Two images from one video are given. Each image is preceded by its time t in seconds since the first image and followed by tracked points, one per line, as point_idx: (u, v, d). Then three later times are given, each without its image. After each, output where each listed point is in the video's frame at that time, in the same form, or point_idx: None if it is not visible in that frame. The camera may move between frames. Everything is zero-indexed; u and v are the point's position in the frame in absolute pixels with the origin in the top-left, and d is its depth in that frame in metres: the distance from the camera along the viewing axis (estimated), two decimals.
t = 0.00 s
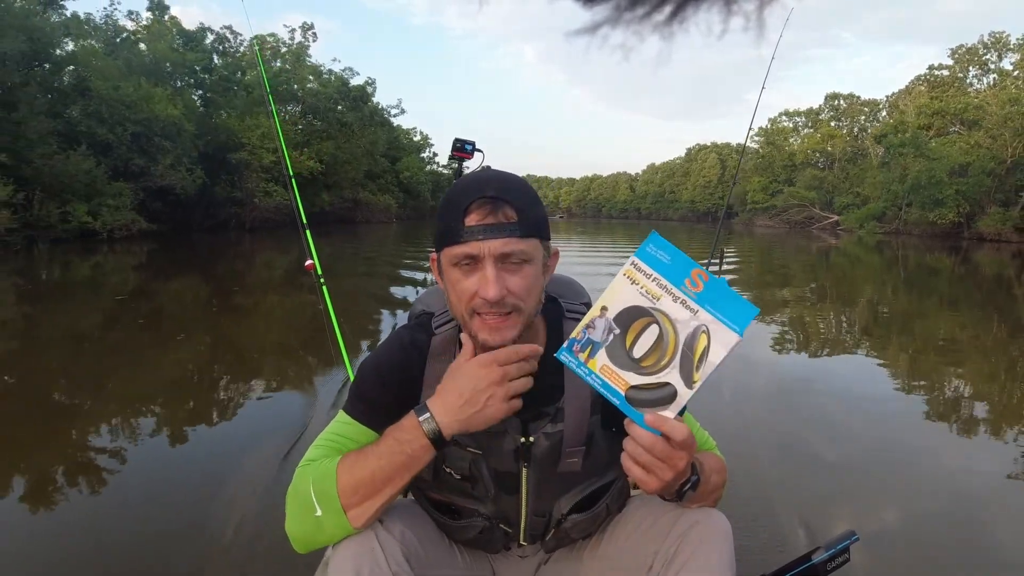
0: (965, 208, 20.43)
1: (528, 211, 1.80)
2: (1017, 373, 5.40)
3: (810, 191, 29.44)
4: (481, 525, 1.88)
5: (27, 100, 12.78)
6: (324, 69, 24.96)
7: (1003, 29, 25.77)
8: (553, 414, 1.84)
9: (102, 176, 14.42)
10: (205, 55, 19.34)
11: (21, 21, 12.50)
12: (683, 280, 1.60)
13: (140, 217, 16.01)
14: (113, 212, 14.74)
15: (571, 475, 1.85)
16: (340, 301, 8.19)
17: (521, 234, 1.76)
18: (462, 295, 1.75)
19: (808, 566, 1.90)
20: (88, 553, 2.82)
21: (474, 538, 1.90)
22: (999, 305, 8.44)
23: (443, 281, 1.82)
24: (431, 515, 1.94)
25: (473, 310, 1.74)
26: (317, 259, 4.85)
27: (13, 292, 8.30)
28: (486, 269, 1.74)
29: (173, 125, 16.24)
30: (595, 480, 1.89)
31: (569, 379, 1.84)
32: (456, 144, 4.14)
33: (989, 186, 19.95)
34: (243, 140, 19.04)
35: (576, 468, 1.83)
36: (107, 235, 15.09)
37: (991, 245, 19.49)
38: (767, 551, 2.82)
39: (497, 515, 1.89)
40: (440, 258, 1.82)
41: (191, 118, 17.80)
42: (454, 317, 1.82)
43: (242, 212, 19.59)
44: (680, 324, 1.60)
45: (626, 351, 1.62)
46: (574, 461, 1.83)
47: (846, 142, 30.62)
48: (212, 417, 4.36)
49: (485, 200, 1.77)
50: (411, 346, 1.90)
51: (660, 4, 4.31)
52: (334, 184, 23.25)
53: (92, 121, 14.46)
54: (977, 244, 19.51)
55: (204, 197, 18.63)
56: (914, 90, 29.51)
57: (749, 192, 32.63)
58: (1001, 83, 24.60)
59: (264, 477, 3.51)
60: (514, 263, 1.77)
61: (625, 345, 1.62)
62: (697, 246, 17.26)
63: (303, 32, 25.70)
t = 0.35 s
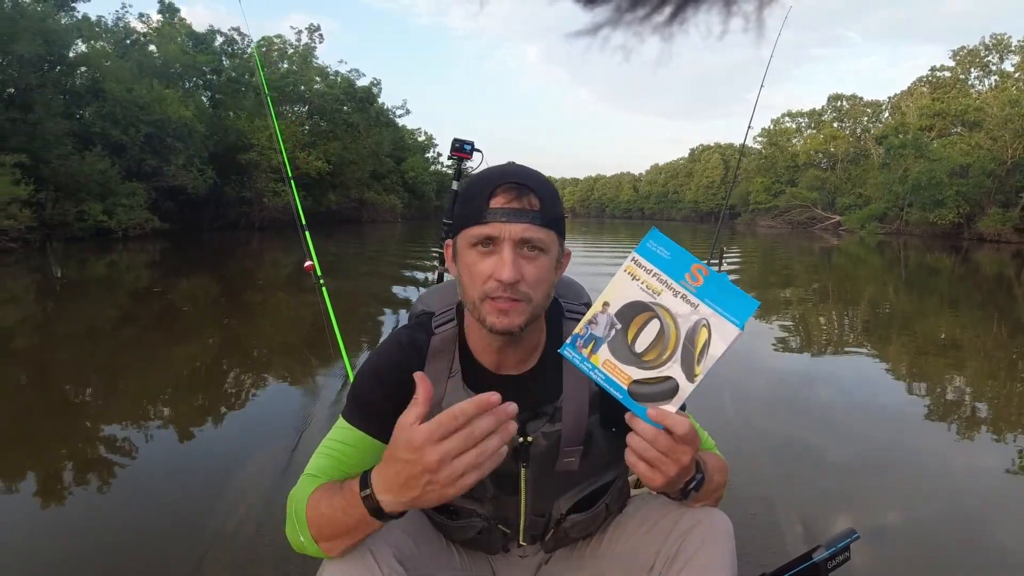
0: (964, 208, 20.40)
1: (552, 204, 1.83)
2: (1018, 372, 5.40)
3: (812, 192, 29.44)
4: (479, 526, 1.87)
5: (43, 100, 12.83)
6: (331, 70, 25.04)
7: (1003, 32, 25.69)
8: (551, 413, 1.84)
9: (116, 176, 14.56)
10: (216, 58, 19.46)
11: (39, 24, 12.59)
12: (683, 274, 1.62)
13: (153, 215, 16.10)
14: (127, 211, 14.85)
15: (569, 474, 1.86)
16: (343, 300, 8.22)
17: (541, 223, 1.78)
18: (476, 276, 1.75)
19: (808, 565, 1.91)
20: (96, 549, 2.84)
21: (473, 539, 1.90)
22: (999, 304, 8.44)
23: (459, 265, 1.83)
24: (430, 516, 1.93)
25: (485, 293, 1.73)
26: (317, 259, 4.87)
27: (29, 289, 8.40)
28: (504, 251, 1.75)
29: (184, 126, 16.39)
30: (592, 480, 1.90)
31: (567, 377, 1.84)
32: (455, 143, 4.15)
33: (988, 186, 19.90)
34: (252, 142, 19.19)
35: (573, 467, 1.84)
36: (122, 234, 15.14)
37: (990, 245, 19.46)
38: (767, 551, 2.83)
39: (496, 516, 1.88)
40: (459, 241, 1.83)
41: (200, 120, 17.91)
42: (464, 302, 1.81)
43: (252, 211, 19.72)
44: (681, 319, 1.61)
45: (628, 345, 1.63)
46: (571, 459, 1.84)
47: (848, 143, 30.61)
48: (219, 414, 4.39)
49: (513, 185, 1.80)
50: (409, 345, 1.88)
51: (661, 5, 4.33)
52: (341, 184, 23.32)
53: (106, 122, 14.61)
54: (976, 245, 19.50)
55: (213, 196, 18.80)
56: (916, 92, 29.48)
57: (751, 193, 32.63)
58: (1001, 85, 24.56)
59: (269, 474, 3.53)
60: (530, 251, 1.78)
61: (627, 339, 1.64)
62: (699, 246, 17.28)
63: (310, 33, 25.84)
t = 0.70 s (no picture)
0: (963, 209, 20.38)
1: (553, 196, 1.84)
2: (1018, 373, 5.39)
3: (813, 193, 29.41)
4: (480, 523, 1.87)
5: (58, 101, 12.99)
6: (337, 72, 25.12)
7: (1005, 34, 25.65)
8: (552, 409, 1.85)
9: (128, 175, 14.64)
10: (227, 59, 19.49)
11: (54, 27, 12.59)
12: (674, 273, 1.63)
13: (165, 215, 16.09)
14: (140, 210, 14.87)
15: (569, 470, 1.86)
16: (345, 298, 8.25)
17: (544, 214, 1.79)
18: (481, 270, 1.76)
19: (808, 566, 1.91)
20: (108, 543, 2.88)
21: (472, 536, 1.91)
22: (997, 304, 8.44)
23: (463, 259, 1.84)
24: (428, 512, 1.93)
25: (491, 285, 1.74)
26: (317, 259, 4.86)
27: (42, 285, 8.45)
28: (508, 243, 1.76)
29: (195, 127, 16.48)
30: (592, 478, 1.91)
31: (568, 375, 1.85)
32: (457, 143, 4.17)
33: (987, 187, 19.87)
34: (261, 142, 19.27)
35: (573, 464, 1.85)
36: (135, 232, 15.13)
37: (989, 246, 19.44)
38: (768, 551, 2.84)
39: (496, 513, 1.90)
40: (463, 235, 1.84)
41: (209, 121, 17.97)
42: (469, 295, 1.82)
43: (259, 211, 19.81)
44: (676, 316, 1.62)
45: (624, 346, 1.65)
46: (572, 456, 1.84)
47: (849, 144, 30.60)
48: (226, 409, 4.43)
49: (514, 178, 1.81)
50: (413, 341, 1.91)
51: (662, 5, 4.34)
52: (346, 184, 23.39)
53: (119, 123, 14.72)
54: (976, 245, 19.50)
55: (222, 196, 18.93)
56: (917, 93, 29.45)
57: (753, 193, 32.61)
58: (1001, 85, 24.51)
59: (276, 472, 3.56)
60: (533, 243, 1.80)
61: (622, 340, 1.66)
62: (699, 246, 17.29)
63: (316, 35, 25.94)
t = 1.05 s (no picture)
0: (962, 209, 20.35)
1: (575, 206, 1.84)
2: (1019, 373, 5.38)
3: (815, 193, 29.35)
4: (481, 525, 1.88)
5: (73, 103, 13.23)
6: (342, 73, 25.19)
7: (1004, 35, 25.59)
8: (557, 414, 1.85)
9: (142, 174, 14.65)
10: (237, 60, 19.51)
11: (68, 30, 12.97)
12: (703, 277, 1.60)
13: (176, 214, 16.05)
14: (153, 210, 14.87)
15: (573, 475, 1.87)
16: (349, 298, 8.28)
17: (568, 226, 1.79)
18: (503, 279, 1.76)
19: (810, 568, 1.91)
20: (114, 540, 2.90)
21: (473, 537, 1.91)
22: (997, 304, 8.43)
23: (484, 267, 1.84)
24: (427, 511, 1.93)
25: (512, 296, 1.75)
26: (319, 257, 4.84)
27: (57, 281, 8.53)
28: (532, 254, 1.76)
29: (205, 128, 16.56)
30: (597, 482, 1.92)
31: (576, 380, 1.85)
32: (456, 143, 4.18)
33: (986, 188, 19.83)
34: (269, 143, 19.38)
35: (577, 469, 1.84)
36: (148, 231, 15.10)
37: (988, 246, 19.40)
38: (770, 552, 2.84)
39: (496, 514, 1.91)
40: (485, 243, 1.84)
41: (219, 122, 18.06)
42: (489, 303, 1.82)
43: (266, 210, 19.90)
44: (700, 321, 1.60)
45: (646, 346, 1.65)
46: (576, 462, 1.83)
47: (850, 145, 30.54)
48: (234, 407, 4.46)
49: (540, 189, 1.80)
50: (426, 338, 1.94)
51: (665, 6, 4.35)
52: (352, 184, 23.45)
53: (132, 125, 14.86)
54: (975, 245, 19.48)
55: (230, 195, 19.05)
56: (919, 94, 29.41)
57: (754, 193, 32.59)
58: (1001, 85, 24.44)
59: (280, 471, 3.56)
60: (558, 255, 1.80)
61: (645, 340, 1.66)
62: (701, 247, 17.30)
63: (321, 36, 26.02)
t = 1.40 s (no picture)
0: (960, 208, 20.34)
1: (564, 200, 1.85)
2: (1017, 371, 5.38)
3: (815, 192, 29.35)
4: (474, 520, 1.88)
5: (85, 107, 13.31)
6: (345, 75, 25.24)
7: (1003, 35, 25.57)
8: (551, 408, 1.86)
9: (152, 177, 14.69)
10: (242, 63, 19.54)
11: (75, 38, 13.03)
12: (715, 277, 1.57)
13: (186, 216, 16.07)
14: (164, 211, 14.92)
15: (566, 470, 1.87)
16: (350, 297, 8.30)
17: (556, 218, 1.80)
18: (492, 272, 1.78)
19: (803, 567, 1.91)
20: (119, 539, 2.93)
21: (465, 534, 1.91)
22: (995, 302, 8.43)
23: (473, 261, 1.86)
24: (421, 509, 1.94)
25: (501, 288, 1.76)
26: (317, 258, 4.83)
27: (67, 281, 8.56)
28: (519, 247, 1.77)
29: (213, 131, 16.63)
30: (591, 478, 1.92)
31: (570, 374, 1.87)
32: (457, 143, 4.19)
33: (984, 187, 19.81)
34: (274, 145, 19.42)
35: (570, 464, 1.85)
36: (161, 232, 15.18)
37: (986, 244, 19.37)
38: (768, 553, 2.85)
39: (490, 510, 1.92)
40: (473, 237, 1.86)
41: (227, 126, 18.11)
42: (479, 296, 1.84)
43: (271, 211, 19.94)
44: (707, 319, 1.56)
45: (657, 344, 1.65)
46: (569, 456, 1.85)
47: (850, 144, 30.49)
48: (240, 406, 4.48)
49: (526, 181, 1.82)
50: (422, 332, 1.96)
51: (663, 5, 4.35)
52: (355, 185, 23.47)
53: (141, 128, 14.92)
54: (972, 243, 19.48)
55: (238, 196, 19.14)
56: (918, 93, 29.37)
57: (755, 192, 32.58)
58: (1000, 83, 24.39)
59: (284, 471, 3.58)
60: (545, 247, 1.81)
61: (657, 339, 1.65)
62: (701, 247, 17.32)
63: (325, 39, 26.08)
